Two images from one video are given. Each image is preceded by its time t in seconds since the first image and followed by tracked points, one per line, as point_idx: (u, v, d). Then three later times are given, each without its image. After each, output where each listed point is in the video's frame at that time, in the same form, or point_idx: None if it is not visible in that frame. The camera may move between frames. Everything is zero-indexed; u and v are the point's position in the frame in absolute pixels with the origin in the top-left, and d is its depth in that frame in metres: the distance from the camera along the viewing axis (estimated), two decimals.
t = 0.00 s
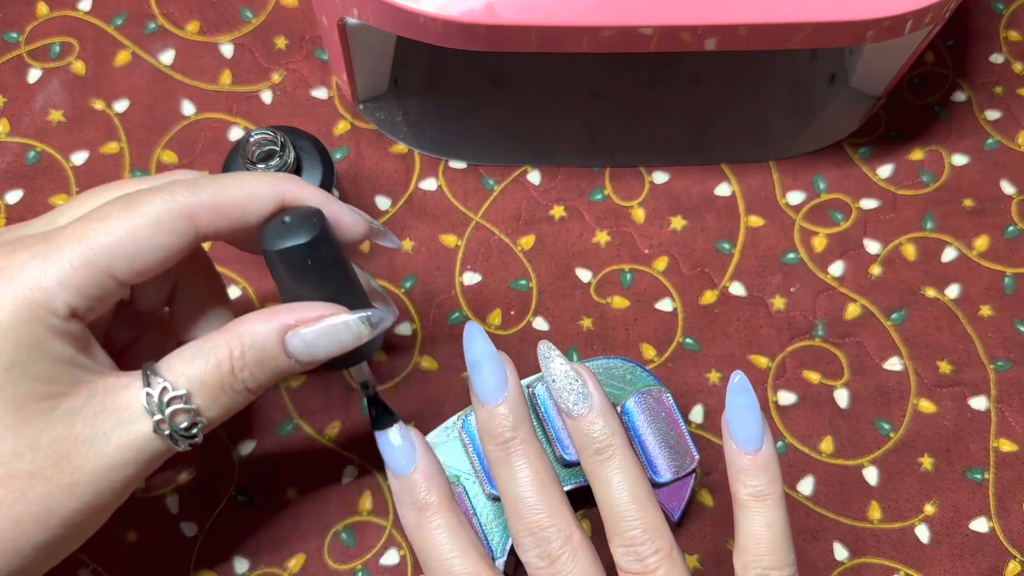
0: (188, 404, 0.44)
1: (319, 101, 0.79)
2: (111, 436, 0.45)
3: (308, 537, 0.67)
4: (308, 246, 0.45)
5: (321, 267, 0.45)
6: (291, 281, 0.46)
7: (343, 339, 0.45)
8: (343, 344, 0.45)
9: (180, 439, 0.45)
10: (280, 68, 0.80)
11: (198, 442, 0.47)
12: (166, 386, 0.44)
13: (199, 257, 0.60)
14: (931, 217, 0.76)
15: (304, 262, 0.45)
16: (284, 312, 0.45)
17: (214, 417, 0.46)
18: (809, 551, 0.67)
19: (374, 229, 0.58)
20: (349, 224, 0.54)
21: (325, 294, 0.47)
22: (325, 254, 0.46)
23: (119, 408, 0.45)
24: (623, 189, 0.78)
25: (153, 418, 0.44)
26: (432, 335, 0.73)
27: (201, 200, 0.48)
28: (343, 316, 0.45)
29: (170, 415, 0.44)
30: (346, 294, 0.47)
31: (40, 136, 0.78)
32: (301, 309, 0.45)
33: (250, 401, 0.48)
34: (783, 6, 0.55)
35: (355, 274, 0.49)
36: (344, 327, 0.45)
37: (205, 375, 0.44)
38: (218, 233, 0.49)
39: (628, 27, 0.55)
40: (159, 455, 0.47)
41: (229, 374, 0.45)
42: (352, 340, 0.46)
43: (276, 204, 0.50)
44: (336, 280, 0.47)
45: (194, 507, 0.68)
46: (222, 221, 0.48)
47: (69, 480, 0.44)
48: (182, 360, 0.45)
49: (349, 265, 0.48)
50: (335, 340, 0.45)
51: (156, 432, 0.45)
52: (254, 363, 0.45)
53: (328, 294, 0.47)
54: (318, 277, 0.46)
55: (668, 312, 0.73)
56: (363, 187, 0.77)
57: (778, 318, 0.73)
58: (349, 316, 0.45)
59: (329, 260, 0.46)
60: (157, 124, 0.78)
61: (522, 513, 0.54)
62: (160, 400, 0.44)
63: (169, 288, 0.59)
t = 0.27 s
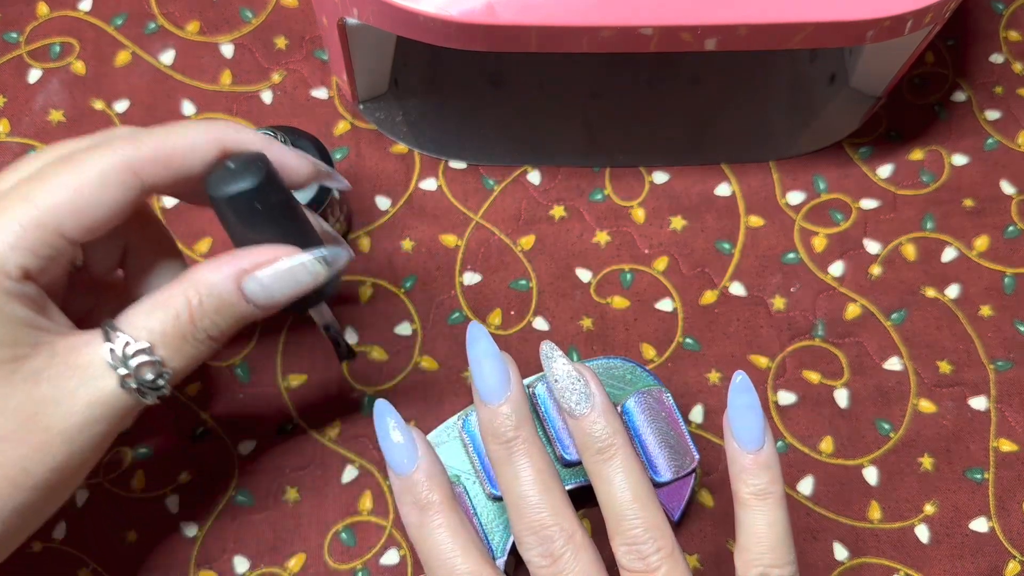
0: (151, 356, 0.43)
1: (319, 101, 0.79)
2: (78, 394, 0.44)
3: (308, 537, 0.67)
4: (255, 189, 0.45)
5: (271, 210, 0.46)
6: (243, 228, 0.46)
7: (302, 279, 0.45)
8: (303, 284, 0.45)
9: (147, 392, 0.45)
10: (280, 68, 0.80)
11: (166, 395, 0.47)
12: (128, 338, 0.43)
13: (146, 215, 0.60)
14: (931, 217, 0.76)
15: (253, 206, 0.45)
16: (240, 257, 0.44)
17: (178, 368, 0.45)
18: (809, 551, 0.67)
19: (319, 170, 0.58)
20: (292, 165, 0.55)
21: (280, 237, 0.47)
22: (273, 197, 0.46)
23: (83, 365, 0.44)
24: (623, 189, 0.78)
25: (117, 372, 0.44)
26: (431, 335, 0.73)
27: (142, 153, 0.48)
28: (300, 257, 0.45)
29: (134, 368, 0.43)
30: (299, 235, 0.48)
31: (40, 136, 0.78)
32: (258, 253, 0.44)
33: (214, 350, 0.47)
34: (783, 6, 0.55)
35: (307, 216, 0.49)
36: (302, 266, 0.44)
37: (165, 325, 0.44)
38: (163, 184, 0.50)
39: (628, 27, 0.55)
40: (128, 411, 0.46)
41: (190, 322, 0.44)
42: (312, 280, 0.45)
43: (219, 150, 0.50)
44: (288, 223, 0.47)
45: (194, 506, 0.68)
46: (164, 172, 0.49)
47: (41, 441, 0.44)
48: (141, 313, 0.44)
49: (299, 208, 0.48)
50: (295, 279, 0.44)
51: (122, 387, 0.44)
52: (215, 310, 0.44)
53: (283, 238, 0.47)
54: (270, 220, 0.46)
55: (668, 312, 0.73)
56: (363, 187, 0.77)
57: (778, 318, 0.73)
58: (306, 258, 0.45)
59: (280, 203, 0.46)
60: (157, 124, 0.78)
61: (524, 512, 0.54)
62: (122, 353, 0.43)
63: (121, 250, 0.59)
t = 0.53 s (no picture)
0: (34, 271, 0.42)
1: (319, 102, 0.79)
2: None
3: (309, 536, 0.67)
4: (114, 70, 0.40)
5: (134, 92, 0.41)
6: (112, 117, 0.42)
7: (180, 165, 0.41)
8: (182, 171, 0.41)
9: (38, 309, 0.44)
10: (281, 69, 0.80)
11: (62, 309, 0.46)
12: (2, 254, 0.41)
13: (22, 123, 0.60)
14: (930, 218, 0.76)
15: (115, 89, 0.41)
16: (108, 151, 0.41)
17: (65, 279, 0.44)
18: (809, 550, 0.67)
19: (192, 44, 0.54)
20: (157, 40, 0.52)
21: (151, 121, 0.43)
22: (136, 79, 0.41)
23: None
24: (623, 189, 0.78)
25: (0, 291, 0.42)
26: (431, 334, 0.73)
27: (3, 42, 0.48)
28: (174, 141, 0.41)
29: (16, 287, 0.42)
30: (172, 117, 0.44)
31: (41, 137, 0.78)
32: (128, 145, 0.41)
33: (104, 256, 0.45)
34: (782, 7, 0.56)
35: (176, 94, 0.45)
36: (177, 153, 0.41)
37: (43, 234, 0.41)
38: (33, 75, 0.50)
39: (627, 28, 0.56)
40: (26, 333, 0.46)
41: (67, 228, 0.41)
42: (193, 166, 0.42)
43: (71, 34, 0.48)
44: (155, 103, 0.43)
45: (194, 505, 0.68)
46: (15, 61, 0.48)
47: None
48: (16, 227, 0.41)
49: (166, 85, 0.44)
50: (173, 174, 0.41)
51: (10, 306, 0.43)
52: (93, 215, 0.41)
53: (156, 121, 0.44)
54: (134, 103, 0.42)
55: (667, 312, 0.74)
56: (363, 187, 0.77)
57: (778, 318, 0.74)
58: (180, 141, 0.41)
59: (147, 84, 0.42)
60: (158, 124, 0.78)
61: (528, 509, 0.54)
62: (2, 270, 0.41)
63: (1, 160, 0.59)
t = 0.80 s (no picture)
0: (25, 256, 0.44)
1: (320, 102, 0.80)
2: None
3: (309, 536, 0.67)
4: (97, 51, 0.41)
5: (117, 74, 0.42)
6: (93, 97, 0.43)
7: (165, 145, 0.44)
8: (167, 150, 0.44)
9: (27, 293, 0.45)
10: (282, 70, 0.81)
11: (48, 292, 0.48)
12: None
13: None
14: (928, 218, 0.76)
15: (98, 71, 0.42)
16: (93, 133, 0.43)
17: (52, 262, 0.46)
18: (808, 550, 0.68)
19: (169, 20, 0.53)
20: (138, 18, 0.51)
21: (134, 100, 0.44)
22: (118, 59, 0.42)
23: None
24: (623, 189, 0.78)
25: None
26: (431, 334, 0.73)
27: None
28: (158, 122, 0.43)
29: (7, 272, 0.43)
30: (155, 96, 0.45)
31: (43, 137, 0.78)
32: (112, 127, 0.43)
33: (89, 236, 0.47)
34: (781, 8, 0.56)
35: (159, 73, 0.46)
36: (162, 133, 0.43)
37: (31, 219, 0.43)
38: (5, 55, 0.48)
39: (626, 29, 0.56)
40: (11, 316, 0.47)
41: (56, 209, 0.44)
42: (177, 146, 0.45)
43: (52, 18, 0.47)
44: (138, 83, 0.44)
45: (195, 505, 0.68)
46: None
47: None
48: None
49: (149, 64, 0.45)
50: (159, 152, 0.44)
51: None
52: (81, 194, 0.44)
53: (140, 100, 0.45)
54: (118, 84, 0.43)
55: (667, 312, 0.74)
56: (364, 187, 0.77)
57: (777, 318, 0.74)
58: (162, 121, 0.43)
59: (129, 65, 0.43)
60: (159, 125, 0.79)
61: (531, 507, 0.55)
62: None
63: None
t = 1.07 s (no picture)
0: (29, 203, 0.46)
1: (320, 103, 0.80)
2: None
3: (309, 536, 0.68)
4: None
5: (106, 20, 0.44)
6: (85, 43, 0.45)
7: (160, 89, 0.45)
8: (163, 95, 0.45)
9: (35, 237, 0.49)
10: (282, 70, 0.81)
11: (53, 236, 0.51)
12: None
13: None
14: (928, 218, 0.76)
15: (88, 18, 0.43)
16: (90, 79, 0.44)
17: (56, 207, 0.49)
18: (808, 550, 0.68)
19: None
20: None
21: (126, 47, 0.46)
22: (107, 6, 0.44)
23: None
24: (623, 189, 0.78)
25: None
26: (431, 334, 0.73)
27: None
28: (153, 67, 0.44)
29: (14, 218, 0.46)
30: (146, 41, 0.47)
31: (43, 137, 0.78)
32: (107, 72, 0.44)
33: (89, 180, 0.50)
34: (781, 8, 0.56)
35: (150, 18, 0.47)
36: (157, 78, 0.45)
37: (33, 165, 0.46)
38: None
39: (626, 30, 0.56)
40: (17, 259, 0.50)
41: (57, 155, 0.46)
42: (174, 90, 0.46)
43: None
44: (129, 30, 0.45)
45: (195, 504, 0.68)
46: None
47: None
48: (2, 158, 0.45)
49: (140, 10, 0.47)
50: (155, 101, 0.45)
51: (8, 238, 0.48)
52: (79, 139, 0.46)
53: (131, 47, 0.46)
54: (109, 30, 0.44)
55: (667, 312, 0.74)
56: (364, 187, 0.77)
57: (777, 318, 0.74)
58: (157, 66, 0.44)
59: (119, 15, 0.45)
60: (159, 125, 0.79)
61: (523, 513, 0.55)
62: None
63: None
